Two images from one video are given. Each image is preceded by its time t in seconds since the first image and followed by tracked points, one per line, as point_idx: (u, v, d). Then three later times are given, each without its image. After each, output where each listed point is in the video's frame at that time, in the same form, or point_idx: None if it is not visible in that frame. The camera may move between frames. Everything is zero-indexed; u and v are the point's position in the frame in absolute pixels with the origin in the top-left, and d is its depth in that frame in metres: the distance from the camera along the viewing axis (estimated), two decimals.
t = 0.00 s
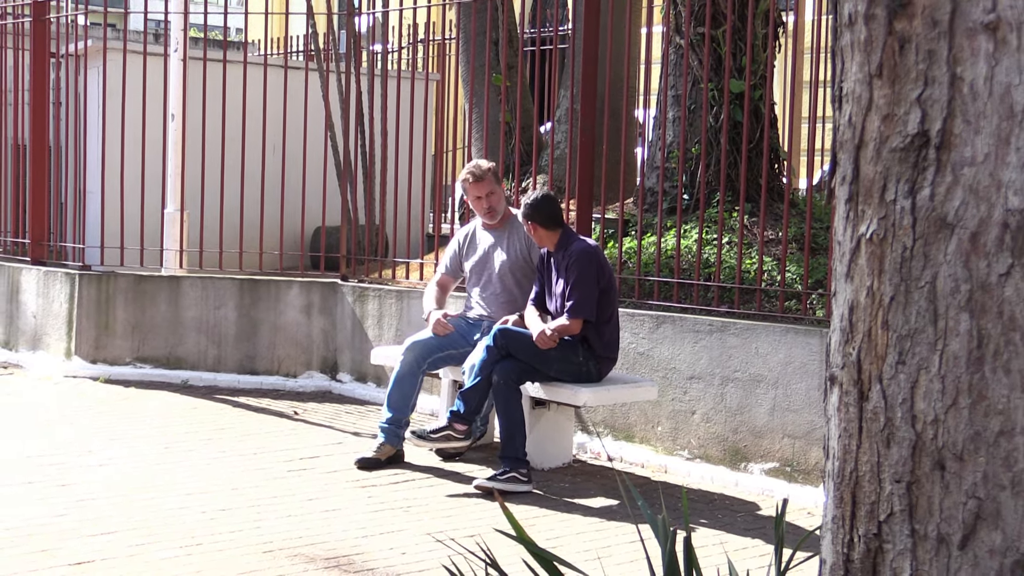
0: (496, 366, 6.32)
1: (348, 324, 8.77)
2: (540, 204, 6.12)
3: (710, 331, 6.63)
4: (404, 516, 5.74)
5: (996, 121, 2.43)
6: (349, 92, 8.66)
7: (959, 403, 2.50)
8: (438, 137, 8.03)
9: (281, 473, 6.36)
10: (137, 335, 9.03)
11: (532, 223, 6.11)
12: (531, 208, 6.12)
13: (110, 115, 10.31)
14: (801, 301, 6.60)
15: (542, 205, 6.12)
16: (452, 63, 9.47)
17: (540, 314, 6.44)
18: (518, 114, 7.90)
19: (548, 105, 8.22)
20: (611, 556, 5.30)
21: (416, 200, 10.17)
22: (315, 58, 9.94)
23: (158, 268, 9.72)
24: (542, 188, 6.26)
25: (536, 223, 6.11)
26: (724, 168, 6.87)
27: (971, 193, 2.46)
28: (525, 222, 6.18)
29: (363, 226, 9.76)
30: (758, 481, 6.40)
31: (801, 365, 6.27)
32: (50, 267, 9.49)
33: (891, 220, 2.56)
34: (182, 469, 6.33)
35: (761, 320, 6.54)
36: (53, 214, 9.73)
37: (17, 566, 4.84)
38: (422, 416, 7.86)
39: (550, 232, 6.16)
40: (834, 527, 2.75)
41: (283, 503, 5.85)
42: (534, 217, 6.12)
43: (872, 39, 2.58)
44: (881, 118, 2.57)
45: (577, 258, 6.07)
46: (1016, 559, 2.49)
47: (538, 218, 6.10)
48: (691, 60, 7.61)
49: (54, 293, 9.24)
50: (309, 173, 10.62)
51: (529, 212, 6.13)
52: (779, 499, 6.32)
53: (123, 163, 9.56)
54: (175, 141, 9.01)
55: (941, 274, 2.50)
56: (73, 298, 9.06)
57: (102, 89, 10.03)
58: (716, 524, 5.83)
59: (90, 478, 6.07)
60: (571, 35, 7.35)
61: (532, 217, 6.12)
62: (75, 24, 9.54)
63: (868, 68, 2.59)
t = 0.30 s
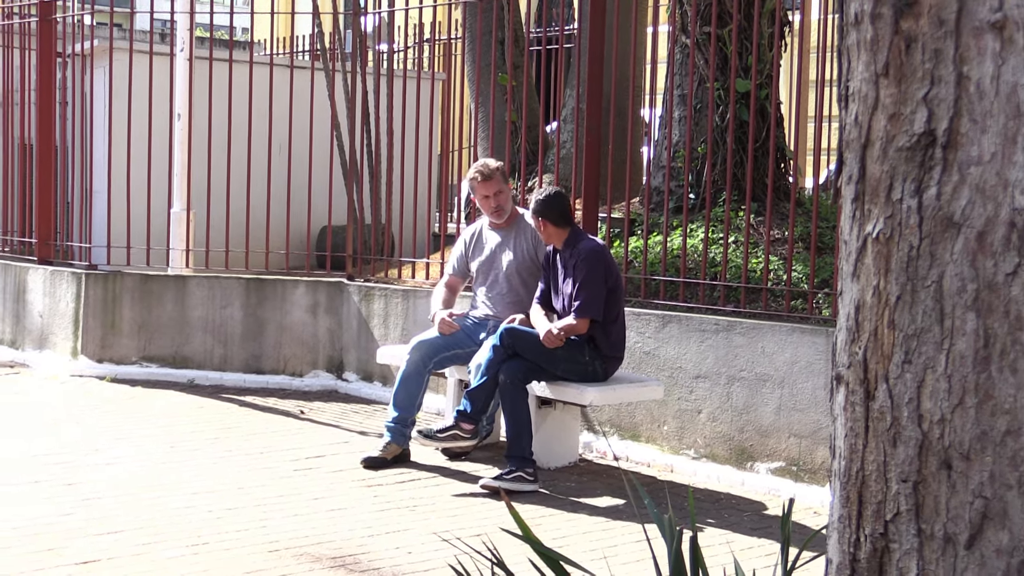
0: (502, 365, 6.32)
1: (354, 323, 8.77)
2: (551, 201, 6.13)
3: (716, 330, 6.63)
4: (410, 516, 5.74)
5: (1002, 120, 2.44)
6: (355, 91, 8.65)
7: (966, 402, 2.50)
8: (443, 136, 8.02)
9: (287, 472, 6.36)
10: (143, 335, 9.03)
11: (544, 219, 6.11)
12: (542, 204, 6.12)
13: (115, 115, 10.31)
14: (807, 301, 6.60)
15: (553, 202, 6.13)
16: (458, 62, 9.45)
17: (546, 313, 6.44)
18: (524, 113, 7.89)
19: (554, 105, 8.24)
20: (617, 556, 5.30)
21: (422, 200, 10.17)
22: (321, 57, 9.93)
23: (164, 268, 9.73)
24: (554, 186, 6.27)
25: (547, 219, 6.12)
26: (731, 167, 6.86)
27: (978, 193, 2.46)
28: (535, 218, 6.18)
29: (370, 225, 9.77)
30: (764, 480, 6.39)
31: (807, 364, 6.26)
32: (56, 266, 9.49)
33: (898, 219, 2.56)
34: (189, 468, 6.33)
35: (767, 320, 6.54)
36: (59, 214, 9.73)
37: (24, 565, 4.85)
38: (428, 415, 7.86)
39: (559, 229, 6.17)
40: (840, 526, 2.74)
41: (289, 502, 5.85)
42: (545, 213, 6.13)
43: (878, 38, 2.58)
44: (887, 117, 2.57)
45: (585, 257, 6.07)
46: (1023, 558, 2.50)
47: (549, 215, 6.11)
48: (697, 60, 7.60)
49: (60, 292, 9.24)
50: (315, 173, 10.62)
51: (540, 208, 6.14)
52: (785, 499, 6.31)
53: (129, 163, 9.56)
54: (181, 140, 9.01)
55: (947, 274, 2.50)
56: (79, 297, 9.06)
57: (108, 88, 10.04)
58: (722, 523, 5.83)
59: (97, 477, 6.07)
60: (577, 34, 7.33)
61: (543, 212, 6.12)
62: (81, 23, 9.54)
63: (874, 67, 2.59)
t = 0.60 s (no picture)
0: (511, 362, 6.32)
1: (363, 320, 8.78)
2: (565, 196, 6.14)
3: (724, 328, 6.62)
4: (418, 513, 5.74)
5: (1012, 117, 2.42)
6: (364, 88, 8.64)
7: (975, 400, 2.49)
8: (452, 134, 8.02)
9: (296, 469, 6.37)
10: (151, 332, 9.04)
11: (556, 215, 6.12)
12: (556, 199, 6.14)
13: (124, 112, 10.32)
14: (816, 298, 6.59)
15: (566, 197, 6.15)
16: (466, 59, 9.44)
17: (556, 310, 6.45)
18: (532, 110, 7.88)
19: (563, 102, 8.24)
20: (625, 553, 5.30)
21: (430, 197, 10.18)
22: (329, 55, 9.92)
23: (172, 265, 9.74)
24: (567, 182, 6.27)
25: (558, 214, 6.13)
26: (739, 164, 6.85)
27: (987, 190, 2.45)
28: (548, 213, 6.19)
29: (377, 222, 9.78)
30: (773, 478, 6.38)
31: (815, 362, 6.25)
32: (65, 263, 9.50)
33: (907, 217, 2.55)
34: (198, 465, 6.34)
35: (775, 318, 6.53)
36: (68, 212, 9.74)
37: (33, 562, 4.86)
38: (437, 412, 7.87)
39: (571, 226, 6.17)
40: (849, 524, 2.74)
41: (298, 499, 5.85)
42: (559, 208, 6.13)
43: (888, 35, 2.57)
44: (896, 115, 2.56)
45: (594, 258, 6.06)
46: None
47: (562, 210, 6.12)
48: (706, 57, 7.58)
49: (69, 290, 9.26)
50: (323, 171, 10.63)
51: (552, 204, 6.15)
52: (794, 497, 6.30)
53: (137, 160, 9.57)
54: (190, 138, 9.01)
55: (957, 271, 2.49)
56: (88, 294, 9.06)
57: (117, 85, 10.05)
58: (731, 521, 5.82)
59: (106, 474, 6.08)
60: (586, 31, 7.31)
61: (557, 208, 6.13)
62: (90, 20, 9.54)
63: (883, 64, 2.58)
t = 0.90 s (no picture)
0: (518, 356, 6.32)
1: (370, 315, 8.78)
2: (578, 190, 6.16)
3: (732, 322, 6.62)
4: (426, 507, 5.74)
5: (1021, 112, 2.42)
6: (371, 83, 8.62)
7: (983, 395, 2.50)
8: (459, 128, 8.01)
9: (304, 463, 6.37)
10: (159, 326, 9.06)
11: (568, 209, 6.13)
12: (569, 193, 6.15)
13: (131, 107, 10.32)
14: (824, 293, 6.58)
15: (579, 191, 6.16)
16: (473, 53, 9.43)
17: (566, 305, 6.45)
18: (539, 104, 7.87)
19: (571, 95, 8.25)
20: (633, 547, 5.30)
21: (437, 192, 10.18)
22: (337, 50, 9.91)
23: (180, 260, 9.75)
24: (581, 177, 6.30)
25: (571, 208, 6.14)
26: (747, 158, 6.83)
27: (996, 184, 2.45)
28: (560, 208, 6.20)
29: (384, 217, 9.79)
30: (781, 472, 6.37)
31: (823, 357, 6.25)
32: (73, 258, 9.51)
33: (915, 211, 2.55)
34: (205, 458, 6.35)
35: (783, 312, 6.52)
36: (76, 207, 9.76)
37: (41, 555, 4.88)
38: (444, 407, 7.87)
39: (584, 220, 6.17)
40: (856, 519, 2.73)
41: (306, 493, 5.86)
42: (571, 202, 6.14)
43: (896, 29, 2.57)
44: (905, 109, 2.55)
45: (606, 252, 6.06)
46: None
47: (574, 204, 6.12)
48: (714, 51, 7.57)
49: (77, 284, 9.27)
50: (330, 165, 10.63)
51: (565, 197, 6.16)
52: (801, 491, 6.28)
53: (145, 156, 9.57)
54: (198, 133, 9.01)
55: (966, 266, 2.49)
56: (96, 289, 9.07)
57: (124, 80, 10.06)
58: (738, 516, 5.81)
59: (114, 468, 6.09)
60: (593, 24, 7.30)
61: (569, 201, 6.14)
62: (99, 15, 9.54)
63: (892, 58, 2.58)
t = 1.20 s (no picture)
0: (522, 355, 6.29)
1: (372, 313, 8.76)
2: (579, 187, 6.13)
3: (737, 320, 6.59)
4: (428, 506, 5.72)
5: None
6: (375, 80, 8.59)
7: (989, 394, 2.47)
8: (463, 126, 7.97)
9: (307, 462, 6.35)
10: (161, 325, 9.03)
11: (570, 206, 6.10)
12: (570, 190, 6.12)
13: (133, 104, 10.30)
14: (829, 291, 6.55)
15: (581, 189, 6.13)
16: (478, 50, 9.40)
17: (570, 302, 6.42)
18: (543, 102, 7.84)
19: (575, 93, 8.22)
20: (637, 547, 5.27)
21: (441, 189, 10.16)
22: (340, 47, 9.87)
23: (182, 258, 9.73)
24: (582, 174, 6.27)
25: (573, 206, 6.11)
26: (752, 156, 6.79)
27: (1002, 182, 2.43)
28: (562, 205, 6.17)
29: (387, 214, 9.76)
30: (785, 472, 6.34)
31: (828, 355, 6.21)
32: (74, 256, 9.49)
33: (921, 209, 2.52)
34: (208, 457, 6.33)
35: (788, 311, 6.49)
36: (77, 204, 9.73)
37: (42, 554, 4.86)
38: (447, 406, 7.84)
39: (586, 217, 6.15)
40: (862, 518, 2.71)
41: (308, 492, 5.84)
42: (572, 200, 6.12)
43: (902, 26, 2.54)
44: (910, 107, 2.53)
45: (609, 249, 6.04)
46: None
47: (576, 202, 6.10)
48: (719, 48, 7.53)
49: (78, 282, 9.24)
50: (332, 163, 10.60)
51: (567, 195, 6.13)
52: (806, 490, 6.25)
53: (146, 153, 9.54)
54: (199, 130, 8.98)
55: (972, 264, 2.46)
56: (98, 287, 9.04)
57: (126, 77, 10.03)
58: (743, 515, 5.78)
59: (116, 467, 6.07)
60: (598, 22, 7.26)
61: (571, 199, 6.11)
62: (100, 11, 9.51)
63: (898, 55, 2.55)
